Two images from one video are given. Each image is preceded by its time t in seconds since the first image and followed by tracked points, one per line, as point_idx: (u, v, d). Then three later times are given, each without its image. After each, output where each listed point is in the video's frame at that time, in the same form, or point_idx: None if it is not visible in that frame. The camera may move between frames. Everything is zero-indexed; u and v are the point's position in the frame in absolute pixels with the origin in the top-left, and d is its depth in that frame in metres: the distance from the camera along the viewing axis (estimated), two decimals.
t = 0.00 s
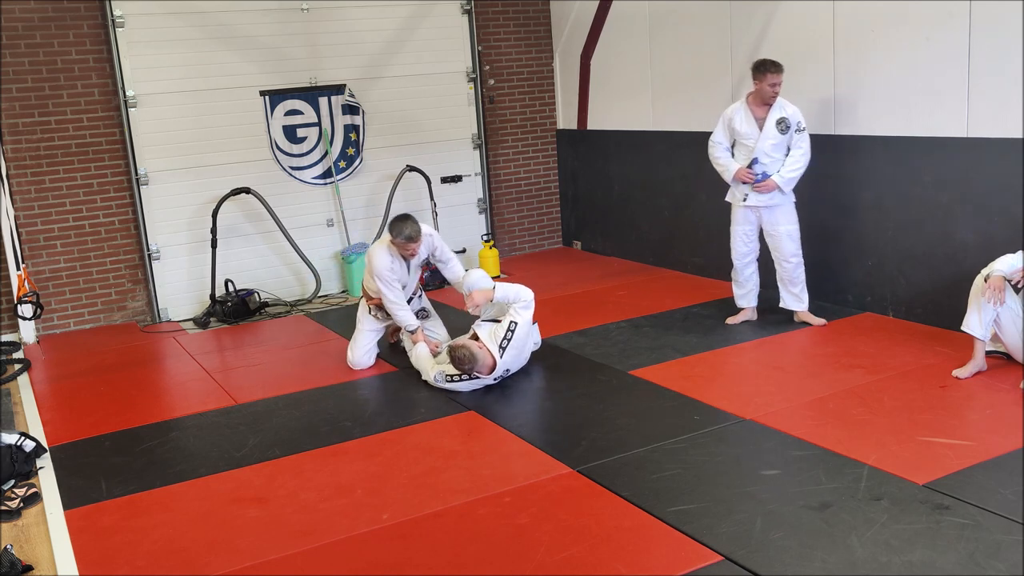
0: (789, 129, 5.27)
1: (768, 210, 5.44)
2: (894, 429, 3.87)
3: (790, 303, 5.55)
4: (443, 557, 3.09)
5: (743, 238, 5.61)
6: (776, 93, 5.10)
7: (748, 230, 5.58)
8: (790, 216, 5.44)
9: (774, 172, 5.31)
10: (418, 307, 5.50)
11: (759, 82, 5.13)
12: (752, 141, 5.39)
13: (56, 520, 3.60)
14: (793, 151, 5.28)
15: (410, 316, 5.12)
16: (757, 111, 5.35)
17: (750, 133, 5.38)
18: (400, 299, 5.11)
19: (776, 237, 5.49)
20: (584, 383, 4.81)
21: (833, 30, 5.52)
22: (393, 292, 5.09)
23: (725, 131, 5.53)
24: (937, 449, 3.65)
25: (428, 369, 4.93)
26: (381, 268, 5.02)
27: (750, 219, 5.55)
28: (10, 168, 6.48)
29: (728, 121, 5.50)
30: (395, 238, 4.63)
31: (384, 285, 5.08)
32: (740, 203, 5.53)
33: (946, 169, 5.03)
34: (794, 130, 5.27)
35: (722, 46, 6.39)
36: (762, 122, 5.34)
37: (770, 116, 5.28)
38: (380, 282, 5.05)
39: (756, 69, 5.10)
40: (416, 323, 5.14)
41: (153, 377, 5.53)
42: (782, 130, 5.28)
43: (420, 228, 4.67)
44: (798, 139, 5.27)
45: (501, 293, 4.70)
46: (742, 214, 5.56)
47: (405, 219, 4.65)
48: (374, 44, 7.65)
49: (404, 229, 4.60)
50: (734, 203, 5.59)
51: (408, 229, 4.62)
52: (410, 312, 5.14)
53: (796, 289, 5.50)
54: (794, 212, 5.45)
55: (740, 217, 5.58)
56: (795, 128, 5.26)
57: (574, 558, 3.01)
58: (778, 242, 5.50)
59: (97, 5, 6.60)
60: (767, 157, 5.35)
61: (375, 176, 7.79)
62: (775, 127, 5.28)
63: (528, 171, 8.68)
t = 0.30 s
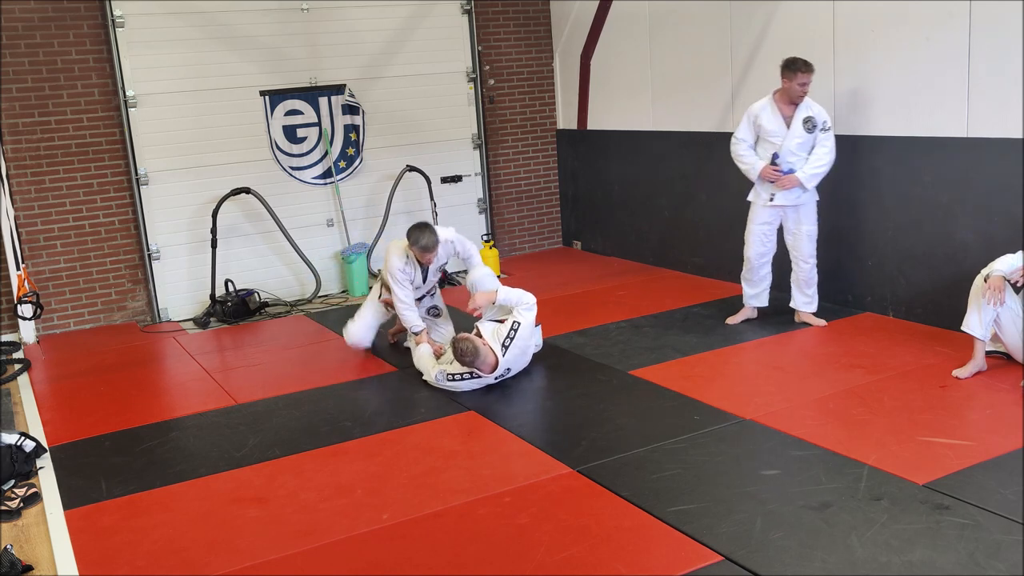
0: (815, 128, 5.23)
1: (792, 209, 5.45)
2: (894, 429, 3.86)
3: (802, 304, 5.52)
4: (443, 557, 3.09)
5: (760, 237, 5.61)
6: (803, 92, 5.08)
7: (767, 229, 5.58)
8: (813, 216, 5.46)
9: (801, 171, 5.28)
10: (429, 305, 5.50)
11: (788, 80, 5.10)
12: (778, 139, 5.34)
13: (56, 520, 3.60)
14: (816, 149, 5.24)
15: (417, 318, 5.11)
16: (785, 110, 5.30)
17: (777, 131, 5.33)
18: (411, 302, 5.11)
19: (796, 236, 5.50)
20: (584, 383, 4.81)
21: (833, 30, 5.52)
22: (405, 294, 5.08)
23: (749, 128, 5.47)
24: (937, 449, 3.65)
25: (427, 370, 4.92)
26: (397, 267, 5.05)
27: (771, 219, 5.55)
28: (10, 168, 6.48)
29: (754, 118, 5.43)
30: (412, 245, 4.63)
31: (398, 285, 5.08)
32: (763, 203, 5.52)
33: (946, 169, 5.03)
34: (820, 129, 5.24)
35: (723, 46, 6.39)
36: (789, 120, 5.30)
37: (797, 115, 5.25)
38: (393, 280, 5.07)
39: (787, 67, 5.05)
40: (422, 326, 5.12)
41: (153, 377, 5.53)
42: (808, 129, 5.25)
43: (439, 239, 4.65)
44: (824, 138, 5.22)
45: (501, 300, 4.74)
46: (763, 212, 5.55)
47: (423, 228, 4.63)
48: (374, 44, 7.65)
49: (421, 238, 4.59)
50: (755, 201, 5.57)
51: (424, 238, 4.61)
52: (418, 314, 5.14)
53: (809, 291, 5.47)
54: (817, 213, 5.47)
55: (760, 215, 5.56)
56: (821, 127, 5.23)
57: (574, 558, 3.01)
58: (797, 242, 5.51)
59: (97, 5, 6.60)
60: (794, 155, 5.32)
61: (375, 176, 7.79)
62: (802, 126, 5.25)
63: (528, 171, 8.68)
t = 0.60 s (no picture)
0: (837, 126, 5.20)
1: (811, 208, 5.37)
2: (894, 429, 3.86)
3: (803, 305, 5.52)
4: (443, 557, 3.09)
5: (776, 236, 5.46)
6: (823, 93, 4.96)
7: (786, 228, 5.44)
8: (827, 216, 5.41)
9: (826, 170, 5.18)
10: (435, 301, 5.41)
11: (808, 80, 4.97)
12: (801, 138, 5.25)
13: (55, 520, 3.60)
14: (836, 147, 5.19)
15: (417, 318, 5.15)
16: (806, 108, 5.21)
17: (801, 129, 5.23)
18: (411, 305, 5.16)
19: (811, 236, 5.44)
20: (584, 383, 4.81)
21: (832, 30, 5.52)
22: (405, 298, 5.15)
23: (769, 126, 5.35)
24: (937, 449, 3.65)
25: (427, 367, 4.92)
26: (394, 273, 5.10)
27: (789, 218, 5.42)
28: (10, 168, 6.48)
29: (774, 117, 5.32)
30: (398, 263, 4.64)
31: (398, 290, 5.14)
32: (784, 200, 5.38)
33: (946, 169, 5.03)
34: (840, 127, 5.21)
35: (723, 46, 6.39)
36: (812, 118, 5.22)
37: (819, 113, 5.19)
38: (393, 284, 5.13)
39: (807, 67, 4.92)
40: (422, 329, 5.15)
41: (153, 377, 5.53)
42: (831, 126, 5.19)
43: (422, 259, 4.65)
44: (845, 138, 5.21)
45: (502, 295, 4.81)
46: (782, 211, 5.40)
47: (410, 248, 4.62)
48: (374, 44, 7.65)
49: (404, 259, 4.59)
50: (774, 200, 5.42)
51: (408, 258, 4.61)
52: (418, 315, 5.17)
53: (814, 292, 5.47)
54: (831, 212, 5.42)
55: (779, 214, 5.41)
56: (841, 125, 5.21)
57: (574, 558, 3.01)
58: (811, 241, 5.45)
59: (97, 5, 6.60)
60: (818, 154, 5.25)
61: (375, 176, 7.79)
62: (825, 124, 5.19)
63: (528, 171, 8.68)
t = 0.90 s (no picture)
0: (846, 125, 5.14)
1: (824, 208, 5.31)
2: (894, 429, 3.86)
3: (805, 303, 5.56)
4: (443, 557, 3.09)
5: (800, 238, 5.28)
6: (830, 92, 4.92)
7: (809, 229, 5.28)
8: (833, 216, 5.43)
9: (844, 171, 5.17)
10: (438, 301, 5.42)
11: (816, 81, 4.93)
12: (814, 138, 5.15)
13: (55, 520, 3.59)
14: (846, 148, 5.14)
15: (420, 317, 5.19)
16: (817, 108, 5.12)
17: (814, 129, 5.13)
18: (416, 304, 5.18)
19: (825, 236, 5.38)
20: (584, 383, 4.81)
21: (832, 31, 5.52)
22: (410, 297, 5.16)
23: (779, 125, 5.20)
24: (937, 449, 3.65)
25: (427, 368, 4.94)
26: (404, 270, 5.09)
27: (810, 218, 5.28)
28: (10, 168, 6.48)
29: (785, 117, 5.18)
30: (410, 257, 4.66)
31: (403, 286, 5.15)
32: (803, 199, 5.23)
33: (946, 169, 5.03)
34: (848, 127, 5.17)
35: (723, 46, 6.40)
36: (823, 118, 5.14)
37: (830, 112, 5.11)
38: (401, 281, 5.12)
39: (816, 67, 4.88)
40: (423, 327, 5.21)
41: (152, 377, 5.53)
42: (841, 126, 5.13)
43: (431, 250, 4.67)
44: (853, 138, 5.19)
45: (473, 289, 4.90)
46: (805, 212, 5.25)
47: (421, 241, 4.64)
48: (374, 44, 7.65)
49: (416, 252, 4.62)
50: (792, 201, 5.25)
51: (418, 252, 4.63)
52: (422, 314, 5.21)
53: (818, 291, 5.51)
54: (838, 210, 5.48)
55: (800, 215, 5.26)
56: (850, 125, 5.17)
57: (574, 558, 3.01)
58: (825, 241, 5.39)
59: (97, 5, 6.60)
60: (832, 153, 5.15)
61: (375, 176, 7.79)
62: (837, 123, 5.12)
63: (528, 171, 8.68)
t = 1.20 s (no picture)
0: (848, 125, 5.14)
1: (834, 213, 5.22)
2: (894, 429, 3.86)
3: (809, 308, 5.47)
4: (443, 557, 3.09)
5: (814, 246, 5.17)
6: (838, 93, 4.86)
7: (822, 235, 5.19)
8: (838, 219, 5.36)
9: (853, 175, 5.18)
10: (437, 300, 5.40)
11: (822, 82, 4.86)
12: (826, 141, 5.07)
13: (55, 520, 3.59)
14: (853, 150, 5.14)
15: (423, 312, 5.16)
16: (824, 109, 5.06)
17: (826, 132, 5.06)
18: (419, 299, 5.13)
19: (833, 240, 5.29)
20: (584, 383, 4.81)
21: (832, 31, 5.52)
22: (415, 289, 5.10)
23: (791, 128, 5.03)
24: (937, 449, 3.65)
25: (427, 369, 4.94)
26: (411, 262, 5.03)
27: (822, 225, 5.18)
28: (10, 168, 6.48)
29: (797, 121, 5.03)
30: (416, 240, 4.69)
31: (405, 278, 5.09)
32: (817, 206, 5.12)
33: (946, 169, 5.03)
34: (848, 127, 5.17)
35: (723, 46, 6.40)
36: (830, 119, 5.08)
37: (835, 113, 5.08)
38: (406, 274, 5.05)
39: (822, 70, 4.80)
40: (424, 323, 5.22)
41: (152, 377, 5.53)
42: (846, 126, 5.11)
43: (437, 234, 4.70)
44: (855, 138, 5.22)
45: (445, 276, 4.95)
46: (819, 218, 5.15)
47: (426, 223, 4.68)
48: (374, 44, 7.65)
49: (423, 235, 4.65)
50: (806, 208, 5.13)
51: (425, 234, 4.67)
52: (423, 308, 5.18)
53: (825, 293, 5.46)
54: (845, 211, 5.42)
55: (814, 222, 5.15)
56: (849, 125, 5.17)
57: (574, 558, 3.01)
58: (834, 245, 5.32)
59: (97, 5, 6.60)
60: (842, 155, 5.12)
61: (375, 176, 7.79)
62: (842, 124, 5.09)
63: (528, 171, 8.68)
